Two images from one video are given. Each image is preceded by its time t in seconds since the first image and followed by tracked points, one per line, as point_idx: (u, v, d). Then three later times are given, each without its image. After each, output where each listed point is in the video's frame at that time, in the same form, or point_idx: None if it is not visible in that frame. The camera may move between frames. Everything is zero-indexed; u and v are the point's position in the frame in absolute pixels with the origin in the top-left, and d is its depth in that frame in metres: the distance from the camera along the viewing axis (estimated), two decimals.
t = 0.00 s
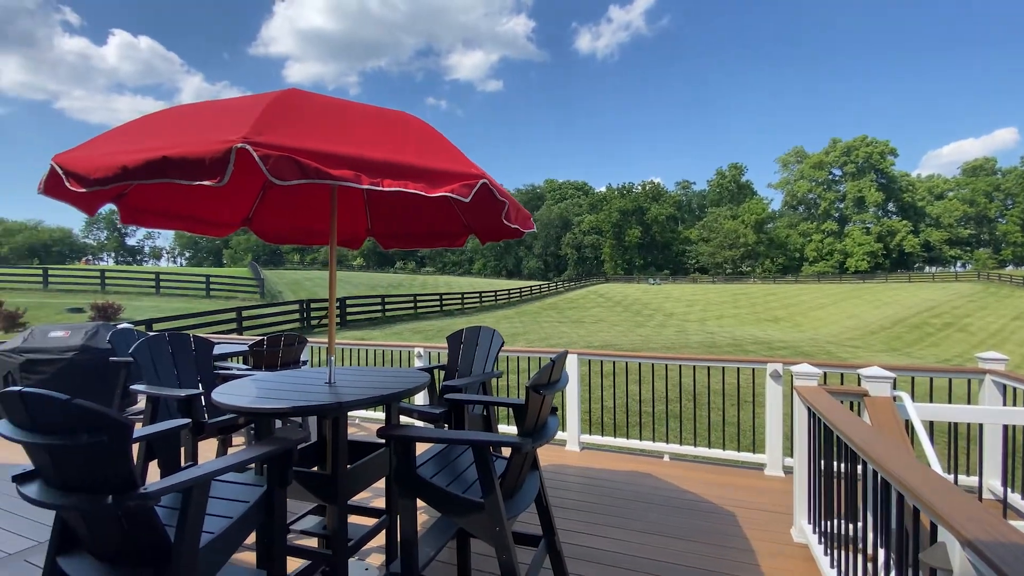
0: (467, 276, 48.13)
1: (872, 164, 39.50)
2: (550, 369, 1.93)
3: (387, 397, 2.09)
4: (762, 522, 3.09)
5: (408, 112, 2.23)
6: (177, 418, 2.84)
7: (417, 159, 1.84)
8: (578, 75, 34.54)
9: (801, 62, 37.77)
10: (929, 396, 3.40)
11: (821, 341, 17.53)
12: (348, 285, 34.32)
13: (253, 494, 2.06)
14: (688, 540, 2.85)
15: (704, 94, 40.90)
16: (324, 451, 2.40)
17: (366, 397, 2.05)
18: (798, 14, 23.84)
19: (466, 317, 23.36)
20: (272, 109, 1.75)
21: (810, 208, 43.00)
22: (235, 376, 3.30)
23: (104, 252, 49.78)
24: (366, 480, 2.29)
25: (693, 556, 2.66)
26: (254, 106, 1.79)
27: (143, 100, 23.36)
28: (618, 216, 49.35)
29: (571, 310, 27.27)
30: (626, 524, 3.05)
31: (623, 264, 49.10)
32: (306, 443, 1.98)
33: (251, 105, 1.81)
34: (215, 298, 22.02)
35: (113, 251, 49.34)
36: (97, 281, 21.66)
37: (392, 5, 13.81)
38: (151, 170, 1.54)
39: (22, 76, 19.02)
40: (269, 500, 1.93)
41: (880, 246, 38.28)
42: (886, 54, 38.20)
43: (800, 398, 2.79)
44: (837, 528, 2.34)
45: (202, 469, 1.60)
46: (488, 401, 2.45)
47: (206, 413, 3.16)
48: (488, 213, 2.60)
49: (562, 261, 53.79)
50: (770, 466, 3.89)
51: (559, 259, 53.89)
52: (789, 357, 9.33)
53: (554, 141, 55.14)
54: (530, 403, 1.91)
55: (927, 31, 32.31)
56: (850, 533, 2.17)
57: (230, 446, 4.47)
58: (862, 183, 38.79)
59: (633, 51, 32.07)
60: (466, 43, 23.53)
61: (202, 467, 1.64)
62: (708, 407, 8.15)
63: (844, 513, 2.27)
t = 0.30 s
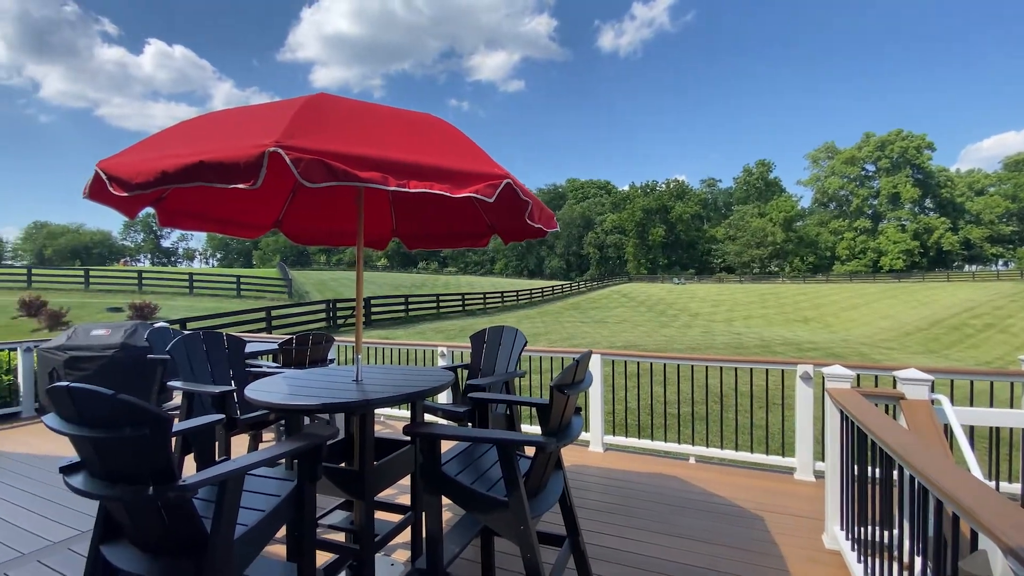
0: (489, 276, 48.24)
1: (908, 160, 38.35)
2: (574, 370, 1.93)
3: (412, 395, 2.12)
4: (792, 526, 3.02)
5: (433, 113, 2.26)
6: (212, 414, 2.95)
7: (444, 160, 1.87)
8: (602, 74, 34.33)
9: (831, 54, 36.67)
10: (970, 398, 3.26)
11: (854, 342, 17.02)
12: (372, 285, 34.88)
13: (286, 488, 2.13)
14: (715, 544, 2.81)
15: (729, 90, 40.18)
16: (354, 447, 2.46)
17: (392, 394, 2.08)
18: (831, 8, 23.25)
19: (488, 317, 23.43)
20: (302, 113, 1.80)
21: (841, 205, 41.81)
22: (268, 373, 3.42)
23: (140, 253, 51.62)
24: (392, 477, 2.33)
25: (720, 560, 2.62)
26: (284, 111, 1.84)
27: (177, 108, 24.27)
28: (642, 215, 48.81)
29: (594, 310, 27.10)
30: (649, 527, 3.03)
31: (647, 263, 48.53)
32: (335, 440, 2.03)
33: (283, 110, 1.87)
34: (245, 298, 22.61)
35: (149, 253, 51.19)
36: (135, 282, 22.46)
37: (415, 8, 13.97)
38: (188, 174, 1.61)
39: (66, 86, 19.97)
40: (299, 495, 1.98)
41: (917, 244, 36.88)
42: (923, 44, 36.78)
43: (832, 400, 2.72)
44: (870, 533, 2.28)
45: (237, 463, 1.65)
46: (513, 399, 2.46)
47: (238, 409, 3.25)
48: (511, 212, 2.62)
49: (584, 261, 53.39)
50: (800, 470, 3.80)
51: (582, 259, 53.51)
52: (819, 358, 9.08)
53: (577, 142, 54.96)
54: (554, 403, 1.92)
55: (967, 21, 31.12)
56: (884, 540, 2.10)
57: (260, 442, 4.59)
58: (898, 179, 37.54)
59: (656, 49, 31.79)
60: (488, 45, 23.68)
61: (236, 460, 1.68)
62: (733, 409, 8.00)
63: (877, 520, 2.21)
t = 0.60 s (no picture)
0: (511, 276, 48.29)
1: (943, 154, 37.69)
2: (596, 370, 1.93)
3: (435, 394, 2.15)
4: (824, 533, 2.94)
5: (457, 116, 2.28)
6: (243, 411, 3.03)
7: (466, 162, 1.88)
8: (624, 73, 34.06)
9: (864, 46, 35.53)
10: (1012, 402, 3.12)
11: (887, 343, 16.50)
12: (395, 285, 35.27)
13: (312, 484, 2.17)
14: (742, 548, 2.76)
15: (756, 86, 39.34)
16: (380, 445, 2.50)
17: (415, 393, 2.11)
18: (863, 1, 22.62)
19: (509, 317, 23.46)
20: (329, 117, 1.84)
21: (874, 201, 40.48)
22: (295, 372, 3.49)
23: (173, 255, 53.33)
24: (416, 474, 2.36)
25: (748, 566, 2.57)
26: (311, 117, 1.89)
27: (208, 112, 24.94)
28: (666, 214, 48.24)
29: (616, 310, 26.88)
30: (673, 529, 3.00)
31: (670, 263, 47.93)
32: (360, 437, 2.06)
33: (310, 115, 1.92)
34: (273, 298, 23.16)
35: (182, 254, 52.85)
36: (170, 283, 23.22)
37: (437, 11, 14.09)
38: (220, 178, 1.66)
39: (104, 94, 20.73)
40: (326, 490, 2.02)
41: (955, 242, 35.53)
42: (961, 33, 35.37)
43: (863, 403, 2.64)
44: (904, 542, 2.21)
45: (266, 458, 1.70)
46: (534, 400, 2.47)
47: (268, 406, 3.34)
48: (532, 213, 2.62)
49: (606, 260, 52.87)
50: (830, 475, 3.71)
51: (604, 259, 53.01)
52: (849, 360, 8.84)
53: (599, 141, 54.73)
54: (577, 403, 1.92)
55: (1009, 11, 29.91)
56: (919, 549, 2.04)
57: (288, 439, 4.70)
58: (934, 175, 36.32)
59: (680, 46, 31.28)
60: (510, 45, 23.84)
61: (266, 456, 1.73)
62: (759, 411, 7.85)
63: (912, 527, 2.14)
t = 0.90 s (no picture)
0: (531, 275, 48.23)
1: (981, 147, 36.67)
2: (618, 372, 1.92)
3: (457, 394, 2.16)
4: (852, 540, 2.86)
5: (478, 117, 2.28)
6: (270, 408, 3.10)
7: (488, 162, 1.89)
8: (645, 70, 33.75)
9: (897, 37, 34.36)
10: None
11: (919, 345, 15.99)
12: (416, 285, 35.59)
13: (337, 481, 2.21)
14: (768, 554, 2.70)
15: (781, 81, 38.50)
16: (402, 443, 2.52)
17: (437, 392, 2.13)
18: None
19: (529, 316, 23.44)
20: (353, 120, 1.87)
21: (906, 198, 39.29)
22: (320, 370, 3.56)
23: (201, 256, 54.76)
24: (439, 472, 2.37)
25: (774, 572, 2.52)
26: (336, 120, 1.93)
27: (235, 117, 25.61)
28: (688, 212, 47.60)
29: (637, 310, 26.62)
30: (696, 532, 2.96)
31: (692, 262, 47.25)
32: (384, 435, 2.09)
33: (335, 118, 1.95)
34: (297, 297, 23.60)
35: (210, 255, 54.23)
36: (198, 283, 23.86)
37: (456, 12, 14.16)
38: (249, 181, 1.70)
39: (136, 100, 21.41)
40: (350, 488, 2.05)
41: (991, 239, 34.23)
42: (997, 22, 34.09)
43: (896, 407, 2.56)
44: (938, 551, 2.14)
45: (293, 455, 1.73)
46: (556, 400, 2.47)
47: (293, 404, 3.40)
48: (553, 212, 2.62)
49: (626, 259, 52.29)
50: (859, 480, 3.61)
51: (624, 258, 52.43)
52: (879, 362, 8.57)
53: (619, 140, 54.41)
54: (598, 404, 1.91)
55: None
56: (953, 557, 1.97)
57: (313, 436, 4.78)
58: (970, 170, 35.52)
59: (703, 42, 30.81)
60: (530, 45, 23.87)
61: (293, 452, 1.76)
62: (784, 414, 7.67)
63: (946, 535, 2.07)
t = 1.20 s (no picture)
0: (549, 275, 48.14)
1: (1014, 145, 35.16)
2: (639, 373, 1.90)
3: (477, 393, 2.17)
4: (880, 546, 2.79)
5: (498, 118, 2.29)
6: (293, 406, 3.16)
7: (508, 163, 1.90)
8: (664, 68, 33.42)
9: (928, 29, 33.30)
10: None
11: (950, 346, 15.50)
12: (434, 285, 35.84)
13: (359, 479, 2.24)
14: (792, 559, 2.66)
15: (805, 76, 37.73)
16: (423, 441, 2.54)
17: (458, 392, 2.15)
18: None
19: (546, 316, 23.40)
20: (376, 123, 1.89)
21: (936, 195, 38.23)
22: (341, 369, 3.61)
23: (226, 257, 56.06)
24: (459, 471, 2.39)
25: None
26: (358, 122, 1.96)
27: (258, 121, 26.16)
28: (708, 211, 46.94)
29: (655, 310, 26.36)
30: (718, 536, 2.92)
31: (713, 262, 46.57)
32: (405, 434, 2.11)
33: (358, 121, 1.98)
34: (318, 297, 23.98)
35: (234, 256, 55.50)
36: (223, 283, 24.44)
37: (473, 13, 14.18)
38: (275, 184, 1.74)
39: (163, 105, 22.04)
40: (373, 485, 2.07)
41: None
42: None
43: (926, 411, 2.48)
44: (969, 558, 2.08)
45: (316, 453, 1.76)
46: (575, 400, 2.46)
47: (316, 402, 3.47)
48: (573, 212, 2.61)
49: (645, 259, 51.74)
50: (888, 485, 3.51)
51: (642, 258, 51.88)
52: (908, 364, 8.34)
53: (637, 139, 54.01)
54: (618, 405, 1.89)
55: None
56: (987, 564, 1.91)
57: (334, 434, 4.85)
58: (1003, 164, 34.22)
59: (723, 38, 30.36)
60: (547, 44, 23.87)
61: (316, 450, 1.79)
62: (809, 416, 7.53)
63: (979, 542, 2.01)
